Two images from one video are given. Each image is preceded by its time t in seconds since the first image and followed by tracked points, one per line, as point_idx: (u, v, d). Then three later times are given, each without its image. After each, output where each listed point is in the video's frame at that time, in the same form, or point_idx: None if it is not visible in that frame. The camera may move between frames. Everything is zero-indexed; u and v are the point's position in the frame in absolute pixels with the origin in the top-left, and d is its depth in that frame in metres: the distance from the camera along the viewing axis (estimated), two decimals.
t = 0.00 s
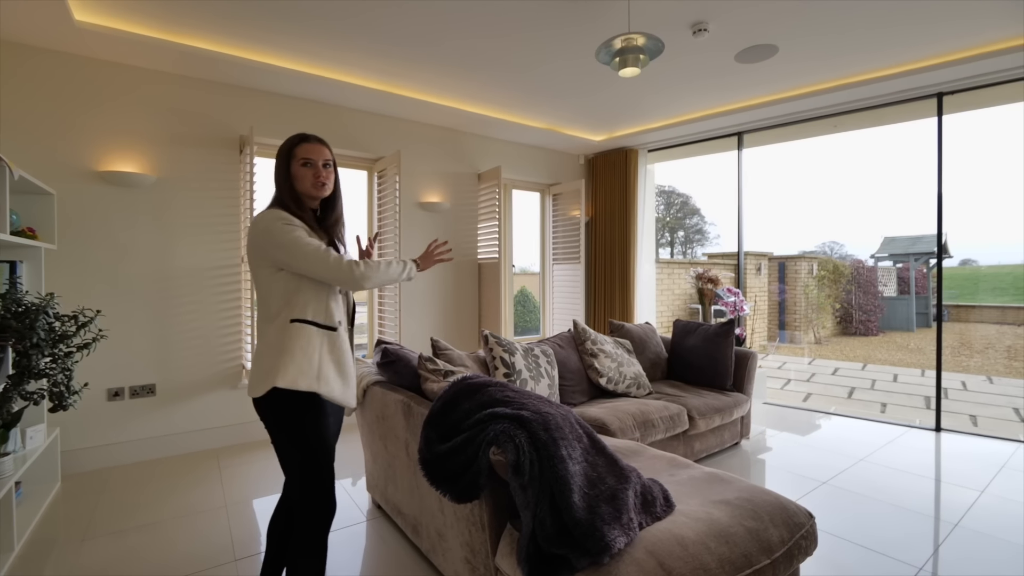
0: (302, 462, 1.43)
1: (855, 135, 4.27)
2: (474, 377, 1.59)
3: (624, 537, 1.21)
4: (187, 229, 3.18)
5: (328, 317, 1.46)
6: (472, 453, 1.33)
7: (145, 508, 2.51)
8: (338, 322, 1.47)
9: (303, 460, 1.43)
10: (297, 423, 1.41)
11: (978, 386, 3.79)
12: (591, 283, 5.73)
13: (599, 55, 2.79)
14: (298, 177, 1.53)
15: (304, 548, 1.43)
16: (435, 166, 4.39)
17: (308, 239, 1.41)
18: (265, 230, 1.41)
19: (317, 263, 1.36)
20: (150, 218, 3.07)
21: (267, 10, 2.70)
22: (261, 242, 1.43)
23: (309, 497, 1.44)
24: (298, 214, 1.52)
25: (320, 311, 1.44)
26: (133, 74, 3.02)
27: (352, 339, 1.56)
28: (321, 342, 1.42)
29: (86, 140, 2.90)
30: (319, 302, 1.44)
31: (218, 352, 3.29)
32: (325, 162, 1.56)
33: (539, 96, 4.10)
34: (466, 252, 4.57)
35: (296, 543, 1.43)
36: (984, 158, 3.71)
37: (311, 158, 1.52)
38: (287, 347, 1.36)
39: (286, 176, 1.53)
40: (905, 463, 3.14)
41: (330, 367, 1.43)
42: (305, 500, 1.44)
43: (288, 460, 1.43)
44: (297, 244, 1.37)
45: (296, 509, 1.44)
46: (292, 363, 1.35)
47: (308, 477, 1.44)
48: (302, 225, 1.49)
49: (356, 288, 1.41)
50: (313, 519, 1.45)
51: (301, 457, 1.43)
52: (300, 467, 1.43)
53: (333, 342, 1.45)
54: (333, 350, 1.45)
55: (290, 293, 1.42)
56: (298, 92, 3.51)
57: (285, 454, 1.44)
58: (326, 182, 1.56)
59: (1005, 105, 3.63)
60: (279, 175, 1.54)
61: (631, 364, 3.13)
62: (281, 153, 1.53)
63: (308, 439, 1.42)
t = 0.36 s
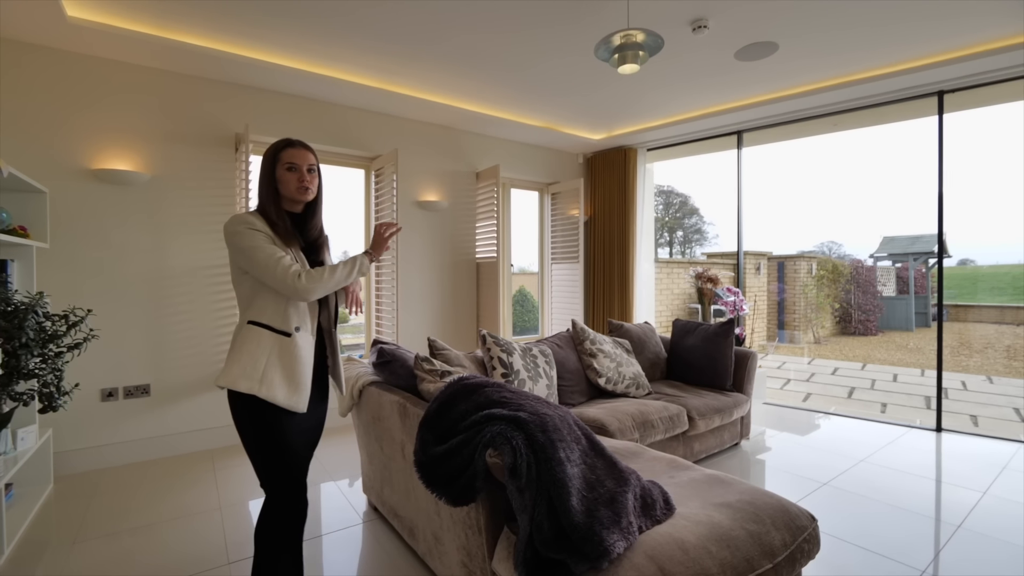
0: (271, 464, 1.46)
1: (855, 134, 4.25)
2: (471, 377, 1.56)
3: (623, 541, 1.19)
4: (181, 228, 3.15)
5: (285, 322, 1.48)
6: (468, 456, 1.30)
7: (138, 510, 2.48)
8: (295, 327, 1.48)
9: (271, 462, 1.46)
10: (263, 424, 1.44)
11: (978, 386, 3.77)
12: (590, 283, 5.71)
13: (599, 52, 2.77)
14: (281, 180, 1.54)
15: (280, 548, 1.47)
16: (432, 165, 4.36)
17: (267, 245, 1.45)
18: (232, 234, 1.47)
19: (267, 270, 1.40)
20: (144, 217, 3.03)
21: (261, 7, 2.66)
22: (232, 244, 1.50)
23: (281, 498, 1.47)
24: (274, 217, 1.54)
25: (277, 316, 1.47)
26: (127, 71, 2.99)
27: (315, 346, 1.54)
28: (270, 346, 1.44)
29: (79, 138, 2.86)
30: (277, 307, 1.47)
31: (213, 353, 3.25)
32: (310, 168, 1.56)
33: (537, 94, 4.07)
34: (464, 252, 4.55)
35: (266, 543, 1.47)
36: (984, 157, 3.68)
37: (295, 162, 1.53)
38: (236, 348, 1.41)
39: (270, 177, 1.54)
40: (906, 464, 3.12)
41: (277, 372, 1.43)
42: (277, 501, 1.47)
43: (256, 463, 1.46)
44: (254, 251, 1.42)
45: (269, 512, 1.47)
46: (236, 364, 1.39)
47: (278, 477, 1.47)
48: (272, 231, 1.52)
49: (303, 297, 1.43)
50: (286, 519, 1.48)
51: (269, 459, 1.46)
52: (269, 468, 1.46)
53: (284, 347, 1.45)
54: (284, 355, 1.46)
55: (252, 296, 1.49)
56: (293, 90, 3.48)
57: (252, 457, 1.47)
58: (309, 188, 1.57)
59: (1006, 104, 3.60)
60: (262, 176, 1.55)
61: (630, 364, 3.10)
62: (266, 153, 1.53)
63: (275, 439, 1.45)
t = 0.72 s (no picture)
0: (258, 465, 1.44)
1: (856, 132, 4.22)
2: (468, 377, 1.53)
3: (623, 545, 1.16)
4: (177, 227, 3.12)
5: (273, 321, 1.47)
6: (465, 457, 1.27)
7: (133, 511, 2.45)
8: (283, 325, 1.47)
9: (259, 463, 1.44)
10: (251, 426, 1.42)
11: (980, 386, 3.74)
12: (590, 283, 5.68)
13: (599, 48, 2.74)
14: (280, 179, 1.55)
15: (268, 548, 1.47)
16: (431, 163, 4.33)
17: (255, 244, 1.43)
18: (218, 233, 1.45)
19: (254, 269, 1.38)
20: (139, 215, 3.01)
21: (257, 3, 2.63)
22: (217, 243, 1.47)
23: (268, 499, 1.47)
24: (266, 216, 1.53)
25: (265, 314, 1.45)
26: (122, 68, 2.96)
27: (303, 342, 1.54)
28: (260, 344, 1.42)
29: (74, 135, 2.84)
30: (264, 305, 1.45)
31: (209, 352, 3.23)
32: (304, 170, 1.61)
33: (535, 92, 4.04)
34: (463, 251, 4.52)
35: (254, 542, 1.47)
36: (986, 155, 3.65)
37: (295, 164, 1.56)
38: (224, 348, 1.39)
39: (267, 176, 1.53)
40: (908, 464, 3.09)
41: (267, 370, 1.42)
42: (265, 501, 1.47)
43: (244, 462, 1.45)
44: (241, 250, 1.40)
45: (257, 510, 1.47)
46: (225, 364, 1.37)
47: (265, 479, 1.46)
48: (260, 229, 1.51)
49: (292, 297, 1.41)
50: (274, 519, 1.48)
51: (256, 460, 1.44)
52: (256, 470, 1.45)
53: (273, 345, 1.44)
54: (273, 352, 1.44)
55: (239, 296, 1.47)
56: (290, 87, 3.45)
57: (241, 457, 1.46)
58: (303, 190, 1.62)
59: (1009, 101, 3.57)
60: (252, 172, 1.53)
61: (630, 364, 3.07)
62: (258, 150, 1.52)
63: (262, 440, 1.43)
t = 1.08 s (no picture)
0: (257, 463, 1.42)
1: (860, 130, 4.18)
2: (467, 376, 1.51)
3: (625, 549, 1.13)
4: (175, 226, 3.10)
5: (282, 316, 1.47)
6: (463, 459, 1.25)
7: (130, 512, 2.43)
8: (293, 320, 1.49)
9: (257, 461, 1.42)
10: (249, 423, 1.40)
11: (985, 386, 3.70)
12: (592, 282, 5.64)
13: (599, 44, 2.71)
14: (276, 175, 1.55)
15: (266, 548, 1.45)
16: (431, 162, 4.30)
17: (263, 241, 1.41)
18: (226, 228, 1.41)
19: (264, 269, 1.36)
20: (137, 214, 2.99)
21: None
22: (219, 238, 1.43)
23: (267, 498, 1.44)
24: (265, 212, 1.52)
25: (275, 310, 1.45)
26: (120, 66, 2.94)
27: (306, 334, 1.57)
28: (274, 339, 1.43)
29: (71, 133, 2.82)
30: (274, 301, 1.45)
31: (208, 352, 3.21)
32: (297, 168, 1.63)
33: (536, 90, 4.01)
34: (464, 250, 4.49)
35: (251, 544, 1.44)
36: (992, 154, 3.61)
37: (290, 160, 1.57)
38: (240, 345, 1.37)
39: (265, 174, 1.52)
40: (914, 466, 3.05)
41: (281, 363, 1.44)
42: (262, 499, 1.44)
43: (241, 461, 1.42)
44: (250, 247, 1.38)
45: (255, 510, 1.44)
46: (243, 360, 1.36)
47: (263, 477, 1.43)
48: (263, 226, 1.50)
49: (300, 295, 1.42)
50: (273, 518, 1.46)
51: (254, 458, 1.42)
52: (253, 468, 1.42)
53: (287, 339, 1.46)
54: (286, 347, 1.46)
55: (242, 292, 1.44)
56: (289, 85, 3.43)
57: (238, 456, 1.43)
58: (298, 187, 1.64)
59: (1016, 99, 3.52)
60: (247, 168, 1.51)
61: (632, 364, 3.04)
62: (251, 146, 1.51)
63: (261, 437, 1.41)
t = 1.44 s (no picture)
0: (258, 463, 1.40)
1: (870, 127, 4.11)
2: (469, 376, 1.48)
3: (630, 554, 1.10)
4: (179, 224, 3.10)
5: (280, 313, 1.45)
6: (465, 460, 1.22)
7: (132, 511, 2.42)
8: (290, 317, 1.47)
9: (259, 461, 1.40)
10: (252, 422, 1.38)
11: (998, 388, 3.62)
12: (597, 282, 5.60)
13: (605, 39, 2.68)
14: (271, 173, 1.54)
15: (266, 548, 1.43)
16: (435, 161, 4.28)
17: (260, 235, 1.40)
18: (221, 224, 1.40)
19: (261, 260, 1.34)
20: (141, 213, 2.98)
21: None
22: (216, 235, 1.41)
23: (267, 497, 1.42)
24: (261, 209, 1.51)
25: (272, 307, 1.43)
26: (123, 65, 2.94)
27: (306, 333, 1.55)
28: (271, 336, 1.41)
29: (75, 132, 2.82)
30: (270, 297, 1.43)
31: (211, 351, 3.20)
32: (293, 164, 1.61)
33: (540, 88, 3.98)
34: (468, 250, 4.47)
35: (251, 542, 1.42)
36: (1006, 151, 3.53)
37: (285, 158, 1.56)
38: (235, 342, 1.35)
39: (260, 171, 1.51)
40: (926, 468, 2.99)
41: (278, 361, 1.42)
42: (263, 498, 1.42)
43: (243, 460, 1.40)
44: (246, 241, 1.36)
45: (255, 509, 1.42)
46: (240, 357, 1.34)
47: (264, 477, 1.41)
48: (260, 222, 1.48)
49: (304, 287, 1.38)
50: (274, 518, 1.44)
51: (256, 458, 1.40)
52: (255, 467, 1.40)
53: (284, 337, 1.44)
54: (283, 344, 1.44)
55: (241, 289, 1.42)
56: (292, 84, 3.42)
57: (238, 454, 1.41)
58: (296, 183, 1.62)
59: None
60: (241, 166, 1.50)
61: (637, 364, 3.00)
62: (244, 145, 1.50)
63: (264, 436, 1.39)
